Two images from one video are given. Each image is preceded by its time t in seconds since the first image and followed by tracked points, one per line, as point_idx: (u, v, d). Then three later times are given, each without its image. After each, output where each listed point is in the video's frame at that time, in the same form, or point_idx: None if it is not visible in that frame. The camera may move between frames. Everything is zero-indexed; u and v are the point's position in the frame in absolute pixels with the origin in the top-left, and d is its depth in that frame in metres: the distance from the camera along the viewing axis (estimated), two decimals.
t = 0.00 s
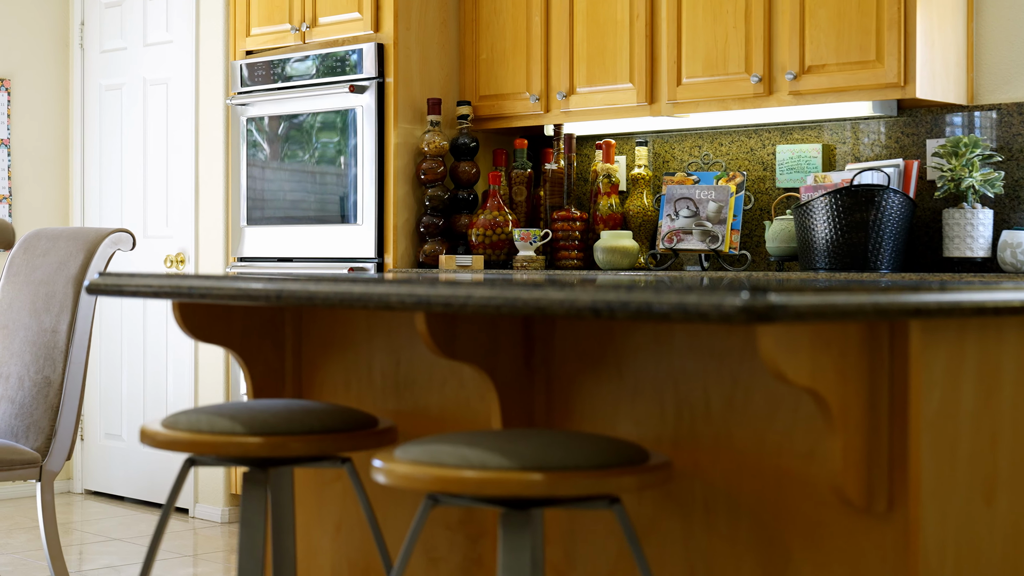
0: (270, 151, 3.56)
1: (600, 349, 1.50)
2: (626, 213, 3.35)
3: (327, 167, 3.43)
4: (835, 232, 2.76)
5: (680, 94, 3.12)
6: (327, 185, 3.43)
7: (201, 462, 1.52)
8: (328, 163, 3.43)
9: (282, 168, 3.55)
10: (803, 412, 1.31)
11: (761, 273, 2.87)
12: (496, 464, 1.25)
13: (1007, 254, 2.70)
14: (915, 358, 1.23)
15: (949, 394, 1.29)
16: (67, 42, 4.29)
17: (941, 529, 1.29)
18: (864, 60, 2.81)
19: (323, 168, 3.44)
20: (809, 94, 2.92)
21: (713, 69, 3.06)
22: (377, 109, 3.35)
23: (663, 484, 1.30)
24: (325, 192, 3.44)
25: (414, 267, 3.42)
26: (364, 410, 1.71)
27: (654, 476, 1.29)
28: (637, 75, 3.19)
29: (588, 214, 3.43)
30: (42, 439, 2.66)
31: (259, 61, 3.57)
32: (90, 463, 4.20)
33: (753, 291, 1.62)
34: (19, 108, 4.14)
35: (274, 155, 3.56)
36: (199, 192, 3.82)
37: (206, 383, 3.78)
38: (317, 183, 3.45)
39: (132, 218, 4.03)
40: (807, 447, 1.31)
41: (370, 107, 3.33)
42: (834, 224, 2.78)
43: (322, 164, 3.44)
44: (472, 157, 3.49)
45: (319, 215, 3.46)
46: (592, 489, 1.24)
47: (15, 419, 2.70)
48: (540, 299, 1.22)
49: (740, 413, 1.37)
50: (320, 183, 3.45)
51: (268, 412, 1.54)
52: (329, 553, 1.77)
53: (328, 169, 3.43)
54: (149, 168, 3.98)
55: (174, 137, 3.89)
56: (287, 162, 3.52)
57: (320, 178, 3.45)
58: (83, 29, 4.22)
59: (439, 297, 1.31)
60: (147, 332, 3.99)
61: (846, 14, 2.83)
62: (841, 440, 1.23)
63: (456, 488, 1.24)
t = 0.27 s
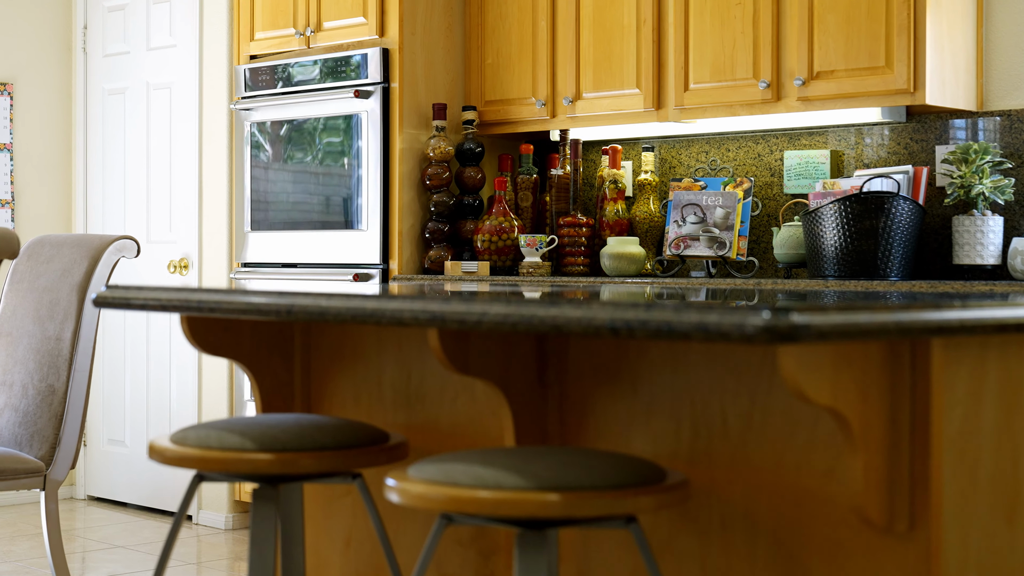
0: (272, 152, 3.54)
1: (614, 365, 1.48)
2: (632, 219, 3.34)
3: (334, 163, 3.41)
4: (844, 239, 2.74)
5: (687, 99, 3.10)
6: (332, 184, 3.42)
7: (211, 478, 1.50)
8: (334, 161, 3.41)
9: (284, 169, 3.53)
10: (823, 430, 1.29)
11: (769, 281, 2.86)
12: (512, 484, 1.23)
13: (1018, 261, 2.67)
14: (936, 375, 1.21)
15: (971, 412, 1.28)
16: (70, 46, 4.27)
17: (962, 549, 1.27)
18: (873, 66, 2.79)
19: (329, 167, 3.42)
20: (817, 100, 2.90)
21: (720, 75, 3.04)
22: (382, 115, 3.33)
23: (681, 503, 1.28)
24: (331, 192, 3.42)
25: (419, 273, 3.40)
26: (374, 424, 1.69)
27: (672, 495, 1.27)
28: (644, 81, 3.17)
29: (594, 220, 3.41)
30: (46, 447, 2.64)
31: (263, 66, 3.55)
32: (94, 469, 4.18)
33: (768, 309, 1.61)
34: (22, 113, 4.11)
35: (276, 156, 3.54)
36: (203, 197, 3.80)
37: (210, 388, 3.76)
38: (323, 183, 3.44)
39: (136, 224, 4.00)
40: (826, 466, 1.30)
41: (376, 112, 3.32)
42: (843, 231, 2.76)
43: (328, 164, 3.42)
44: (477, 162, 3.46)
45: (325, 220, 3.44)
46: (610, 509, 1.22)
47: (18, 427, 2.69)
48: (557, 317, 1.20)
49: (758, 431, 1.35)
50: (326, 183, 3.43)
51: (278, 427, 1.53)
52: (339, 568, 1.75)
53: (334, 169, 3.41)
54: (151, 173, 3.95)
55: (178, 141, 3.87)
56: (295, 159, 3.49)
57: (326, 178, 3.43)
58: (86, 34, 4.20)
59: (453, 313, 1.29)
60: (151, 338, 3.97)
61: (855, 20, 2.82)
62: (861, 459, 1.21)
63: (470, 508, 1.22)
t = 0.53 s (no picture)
0: (275, 153, 3.54)
1: (631, 383, 1.45)
2: (640, 226, 3.31)
3: (338, 161, 3.38)
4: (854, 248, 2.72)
5: (695, 106, 3.08)
6: (337, 185, 3.39)
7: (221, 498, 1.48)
8: (338, 161, 3.38)
9: (287, 170, 3.52)
10: (844, 451, 1.27)
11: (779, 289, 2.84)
12: (530, 507, 1.21)
13: None
14: (962, 396, 1.19)
15: (996, 432, 1.26)
16: (73, 51, 4.25)
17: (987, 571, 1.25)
18: (883, 73, 2.78)
19: (334, 167, 3.39)
20: (827, 107, 2.89)
21: (729, 82, 3.03)
22: (389, 120, 3.32)
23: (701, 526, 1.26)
24: (336, 193, 3.39)
25: (425, 280, 3.38)
26: (385, 439, 1.67)
27: (692, 518, 1.24)
28: (652, 87, 3.15)
29: (601, 227, 3.39)
30: (51, 457, 2.62)
31: (269, 71, 3.53)
32: (97, 476, 4.15)
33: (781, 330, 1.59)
34: (24, 118, 4.10)
35: (278, 158, 3.53)
36: (207, 203, 3.77)
37: (214, 394, 3.75)
38: (328, 184, 3.41)
39: (139, 231, 3.98)
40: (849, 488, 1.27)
41: (382, 118, 3.30)
42: (853, 239, 2.75)
43: (333, 164, 3.39)
44: (483, 168, 3.45)
45: (331, 224, 3.41)
46: (629, 533, 1.20)
47: (23, 437, 2.67)
48: (576, 338, 1.19)
49: (778, 451, 1.33)
50: (330, 184, 3.40)
51: (289, 446, 1.51)
52: None
53: (339, 169, 3.38)
54: (155, 179, 3.93)
55: (181, 146, 3.85)
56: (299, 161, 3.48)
57: (331, 179, 3.41)
58: (89, 38, 4.17)
59: (470, 332, 1.27)
60: (155, 345, 3.95)
61: (865, 27, 2.80)
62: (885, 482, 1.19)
63: (487, 532, 1.20)
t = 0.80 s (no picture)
0: (278, 156, 3.53)
1: (649, 406, 1.43)
2: (648, 235, 3.29)
3: (344, 163, 3.37)
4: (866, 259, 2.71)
5: (704, 115, 3.07)
6: (342, 185, 3.37)
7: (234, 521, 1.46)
8: (342, 164, 3.37)
9: (291, 172, 3.51)
10: (868, 477, 1.25)
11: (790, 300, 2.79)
12: (551, 536, 1.19)
13: None
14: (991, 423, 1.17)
15: None
16: (77, 58, 4.22)
17: None
18: (895, 82, 2.76)
19: (339, 170, 3.38)
20: (837, 117, 2.87)
21: (738, 91, 3.01)
22: (395, 128, 3.30)
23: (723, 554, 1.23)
24: (340, 195, 3.38)
25: (432, 289, 3.36)
26: (398, 460, 1.65)
27: (715, 545, 1.22)
28: (661, 96, 3.13)
29: (609, 236, 3.37)
30: (57, 470, 2.60)
31: (274, 78, 3.51)
32: (101, 484, 4.13)
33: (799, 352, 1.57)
34: (28, 125, 4.08)
35: (281, 159, 3.52)
36: (212, 211, 3.75)
37: (220, 404, 3.73)
38: (333, 187, 3.40)
39: (143, 239, 3.95)
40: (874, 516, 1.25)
41: (389, 127, 3.28)
42: (864, 250, 2.73)
43: (337, 167, 3.39)
44: (491, 176, 3.43)
45: (337, 230, 3.40)
46: (652, 563, 1.18)
47: (29, 449, 2.64)
48: (598, 364, 1.16)
49: (801, 476, 1.30)
50: (335, 185, 3.39)
51: (302, 468, 1.48)
52: None
53: (343, 172, 3.37)
54: (159, 186, 3.91)
55: (186, 153, 3.83)
56: (303, 162, 3.47)
57: (335, 181, 3.39)
58: (93, 45, 4.14)
59: (489, 356, 1.25)
60: (159, 353, 3.93)
61: (876, 36, 2.78)
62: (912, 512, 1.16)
63: (507, 561, 1.18)
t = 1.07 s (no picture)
0: (282, 157, 3.52)
1: (671, 429, 1.41)
2: (657, 243, 3.27)
3: (349, 165, 3.35)
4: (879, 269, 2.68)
5: (715, 123, 3.04)
6: (350, 185, 3.36)
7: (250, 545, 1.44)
8: (348, 166, 3.36)
9: (295, 174, 3.50)
10: (896, 505, 1.22)
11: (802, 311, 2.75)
12: (575, 566, 1.17)
13: None
14: None
15: None
16: (82, 64, 4.20)
17: None
18: (908, 91, 2.74)
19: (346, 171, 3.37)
20: (850, 126, 2.85)
21: (749, 99, 2.99)
22: (403, 136, 3.28)
23: None
24: (347, 195, 3.37)
25: (440, 298, 3.34)
26: (413, 481, 1.63)
27: None
28: (671, 104, 3.11)
29: (618, 244, 3.35)
30: (63, 482, 2.57)
31: (281, 85, 3.49)
32: (105, 492, 4.11)
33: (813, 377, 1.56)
34: (33, 132, 4.05)
35: (286, 161, 3.52)
36: (218, 218, 3.73)
37: (225, 412, 3.71)
38: (339, 188, 3.39)
39: (148, 246, 3.93)
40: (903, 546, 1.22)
41: (397, 134, 3.26)
42: (877, 261, 2.71)
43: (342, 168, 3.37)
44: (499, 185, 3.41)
45: (344, 235, 3.38)
46: None
47: (35, 461, 2.62)
48: (623, 392, 1.14)
49: (826, 503, 1.27)
50: (342, 185, 3.38)
51: (318, 491, 1.46)
52: None
53: (349, 174, 3.36)
54: (164, 193, 3.89)
55: (191, 159, 3.81)
56: (308, 161, 3.46)
57: (342, 183, 3.38)
58: (98, 50, 4.11)
59: (510, 382, 1.23)
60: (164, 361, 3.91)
61: (889, 44, 2.77)
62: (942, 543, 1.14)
63: None
